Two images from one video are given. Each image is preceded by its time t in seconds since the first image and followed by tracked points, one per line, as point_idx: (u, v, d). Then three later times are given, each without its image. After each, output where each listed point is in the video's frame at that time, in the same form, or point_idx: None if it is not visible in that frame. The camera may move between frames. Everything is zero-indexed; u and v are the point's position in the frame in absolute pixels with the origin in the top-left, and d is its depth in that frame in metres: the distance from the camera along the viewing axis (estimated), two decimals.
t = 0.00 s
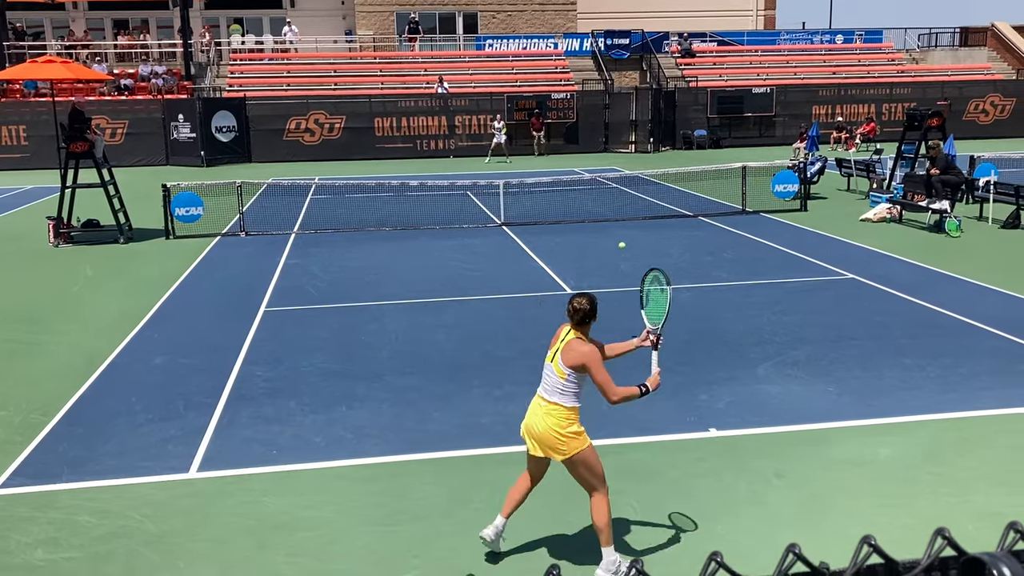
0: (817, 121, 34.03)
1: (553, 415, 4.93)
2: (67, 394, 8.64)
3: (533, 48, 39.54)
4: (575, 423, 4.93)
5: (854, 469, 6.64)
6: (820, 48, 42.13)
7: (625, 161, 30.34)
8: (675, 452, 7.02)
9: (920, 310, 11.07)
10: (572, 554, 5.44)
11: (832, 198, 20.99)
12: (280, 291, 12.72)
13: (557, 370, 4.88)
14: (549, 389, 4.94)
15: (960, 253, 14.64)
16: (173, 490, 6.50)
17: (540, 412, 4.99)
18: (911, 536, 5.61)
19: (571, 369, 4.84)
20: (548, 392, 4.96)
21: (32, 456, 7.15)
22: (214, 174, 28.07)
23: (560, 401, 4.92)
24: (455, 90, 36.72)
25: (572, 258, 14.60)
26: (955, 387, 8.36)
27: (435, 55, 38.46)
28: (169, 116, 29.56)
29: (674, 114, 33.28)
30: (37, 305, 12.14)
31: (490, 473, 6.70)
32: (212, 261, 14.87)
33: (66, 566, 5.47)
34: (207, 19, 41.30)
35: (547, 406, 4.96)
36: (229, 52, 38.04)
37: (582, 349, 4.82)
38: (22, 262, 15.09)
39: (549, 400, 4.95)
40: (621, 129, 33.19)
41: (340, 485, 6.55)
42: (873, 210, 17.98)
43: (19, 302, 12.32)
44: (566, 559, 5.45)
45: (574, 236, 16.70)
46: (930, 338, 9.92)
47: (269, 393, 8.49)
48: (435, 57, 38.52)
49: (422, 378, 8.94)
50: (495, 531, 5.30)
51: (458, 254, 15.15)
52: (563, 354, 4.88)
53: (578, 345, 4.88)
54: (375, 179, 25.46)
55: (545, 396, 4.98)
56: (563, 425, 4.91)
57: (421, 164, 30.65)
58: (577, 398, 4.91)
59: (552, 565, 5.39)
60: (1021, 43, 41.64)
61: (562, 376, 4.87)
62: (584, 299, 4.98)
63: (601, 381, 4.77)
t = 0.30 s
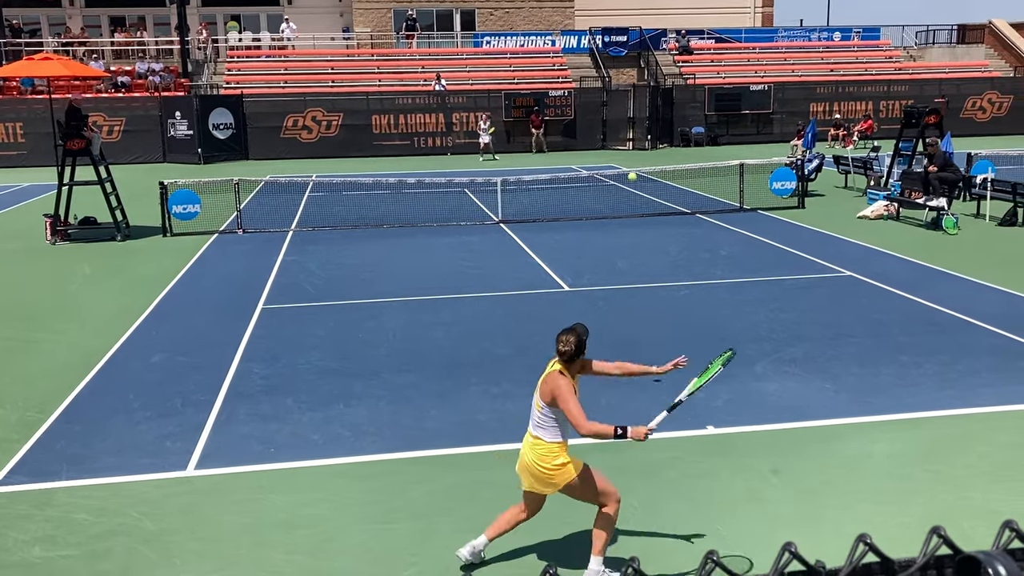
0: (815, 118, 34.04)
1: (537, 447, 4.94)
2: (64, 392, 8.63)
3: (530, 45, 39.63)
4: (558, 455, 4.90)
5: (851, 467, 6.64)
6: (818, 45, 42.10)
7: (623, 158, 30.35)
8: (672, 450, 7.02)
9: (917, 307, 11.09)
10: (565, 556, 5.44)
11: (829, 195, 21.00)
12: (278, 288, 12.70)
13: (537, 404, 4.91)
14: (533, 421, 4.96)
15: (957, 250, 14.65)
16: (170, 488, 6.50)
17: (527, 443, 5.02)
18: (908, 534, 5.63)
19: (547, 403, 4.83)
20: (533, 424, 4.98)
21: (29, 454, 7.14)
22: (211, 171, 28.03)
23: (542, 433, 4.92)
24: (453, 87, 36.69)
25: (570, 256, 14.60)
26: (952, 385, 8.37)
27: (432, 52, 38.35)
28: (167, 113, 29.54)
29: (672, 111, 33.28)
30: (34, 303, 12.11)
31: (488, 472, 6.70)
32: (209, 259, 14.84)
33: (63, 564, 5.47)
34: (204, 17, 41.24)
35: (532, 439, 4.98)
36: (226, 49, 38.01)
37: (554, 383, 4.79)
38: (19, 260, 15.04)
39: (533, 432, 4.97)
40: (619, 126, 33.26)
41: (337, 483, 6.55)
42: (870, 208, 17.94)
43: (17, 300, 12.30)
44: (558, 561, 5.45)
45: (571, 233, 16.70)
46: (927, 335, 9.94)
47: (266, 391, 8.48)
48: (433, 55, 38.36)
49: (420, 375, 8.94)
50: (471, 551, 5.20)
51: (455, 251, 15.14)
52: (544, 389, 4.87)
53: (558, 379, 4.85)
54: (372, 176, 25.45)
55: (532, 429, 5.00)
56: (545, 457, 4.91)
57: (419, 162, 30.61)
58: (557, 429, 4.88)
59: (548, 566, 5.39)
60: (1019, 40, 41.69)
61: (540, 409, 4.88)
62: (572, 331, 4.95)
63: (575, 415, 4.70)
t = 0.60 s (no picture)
0: (814, 116, 34.04)
1: (558, 413, 4.99)
2: (63, 391, 8.63)
3: (530, 43, 39.74)
4: (578, 417, 5.02)
5: (850, 465, 6.65)
6: (817, 44, 42.05)
7: (622, 156, 30.33)
8: (671, 447, 7.04)
9: (916, 305, 11.11)
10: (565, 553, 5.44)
11: (828, 194, 21.02)
12: (277, 286, 12.71)
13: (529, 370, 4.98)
14: (547, 391, 4.96)
15: (955, 248, 14.66)
16: (170, 486, 6.51)
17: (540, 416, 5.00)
18: (905, 531, 5.65)
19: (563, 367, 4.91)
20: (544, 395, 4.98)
21: (29, 452, 7.15)
22: (210, 169, 28.01)
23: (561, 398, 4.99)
24: (452, 85, 36.67)
25: (569, 254, 14.61)
26: (950, 382, 8.39)
27: (431, 50, 38.28)
28: (166, 111, 29.50)
29: (671, 109, 33.27)
30: (33, 301, 12.11)
31: (486, 469, 6.72)
32: (208, 257, 14.84)
33: (63, 562, 5.48)
34: (203, 14, 41.17)
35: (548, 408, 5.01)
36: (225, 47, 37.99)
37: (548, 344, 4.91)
38: (18, 257, 15.05)
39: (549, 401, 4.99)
40: (618, 124, 33.28)
41: (336, 481, 6.56)
42: (869, 206, 17.97)
43: (16, 298, 12.30)
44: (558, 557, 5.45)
45: (570, 231, 16.71)
46: (926, 333, 9.95)
47: (265, 389, 8.49)
48: (432, 52, 38.32)
49: (419, 373, 8.95)
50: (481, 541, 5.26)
51: (455, 249, 15.15)
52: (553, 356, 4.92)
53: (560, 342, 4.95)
54: (371, 175, 25.47)
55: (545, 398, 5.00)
56: (568, 422, 4.98)
57: (418, 160, 30.59)
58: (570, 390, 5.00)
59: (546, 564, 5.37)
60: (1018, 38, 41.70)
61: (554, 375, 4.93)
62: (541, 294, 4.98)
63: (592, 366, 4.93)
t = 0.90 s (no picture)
0: (814, 115, 34.03)
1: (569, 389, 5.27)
2: (64, 389, 8.63)
3: (530, 42, 39.80)
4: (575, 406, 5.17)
5: (850, 464, 6.65)
6: (818, 42, 42.04)
7: (623, 154, 30.32)
8: (672, 447, 7.03)
9: (916, 304, 11.10)
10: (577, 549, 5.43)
11: (829, 192, 21.02)
12: (278, 285, 12.72)
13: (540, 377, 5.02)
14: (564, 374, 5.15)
15: (956, 247, 14.67)
16: (171, 485, 6.52)
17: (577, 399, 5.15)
18: (906, 530, 5.65)
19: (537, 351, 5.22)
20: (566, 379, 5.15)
21: (30, 451, 7.16)
22: (211, 168, 28.02)
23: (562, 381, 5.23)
24: (453, 84, 36.65)
25: (570, 253, 14.63)
26: (951, 381, 8.39)
27: (432, 49, 38.26)
28: (166, 109, 29.47)
29: (672, 108, 33.25)
30: (33, 301, 12.12)
31: (487, 469, 6.71)
32: (209, 256, 14.86)
33: (64, 561, 5.48)
34: (203, 13, 41.15)
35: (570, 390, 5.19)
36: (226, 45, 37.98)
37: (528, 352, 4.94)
38: (20, 256, 15.08)
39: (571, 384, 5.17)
40: (619, 123, 33.20)
41: (337, 480, 6.56)
42: (870, 204, 17.98)
43: (17, 297, 12.31)
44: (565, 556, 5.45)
45: (570, 230, 16.71)
46: (927, 332, 9.95)
47: (266, 388, 8.50)
48: (433, 51, 38.36)
49: (420, 372, 8.95)
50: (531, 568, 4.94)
51: (456, 248, 15.16)
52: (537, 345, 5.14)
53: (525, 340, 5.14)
54: (372, 173, 25.49)
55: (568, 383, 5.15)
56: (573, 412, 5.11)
57: (419, 159, 30.59)
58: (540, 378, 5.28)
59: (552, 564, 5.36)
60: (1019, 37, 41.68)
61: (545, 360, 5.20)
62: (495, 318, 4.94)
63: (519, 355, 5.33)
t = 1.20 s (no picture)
0: (816, 115, 34.00)
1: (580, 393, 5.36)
2: (66, 389, 8.64)
3: (532, 42, 39.88)
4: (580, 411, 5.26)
5: (852, 464, 6.65)
6: (820, 42, 42.00)
7: (625, 154, 30.32)
8: (673, 447, 7.03)
9: (918, 304, 11.10)
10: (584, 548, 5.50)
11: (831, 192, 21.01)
12: (280, 285, 12.74)
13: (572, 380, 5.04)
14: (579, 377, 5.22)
15: (958, 247, 14.66)
16: (173, 485, 6.53)
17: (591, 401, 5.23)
18: (909, 532, 5.64)
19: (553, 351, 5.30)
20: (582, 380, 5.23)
21: (32, 450, 7.18)
22: (213, 168, 28.03)
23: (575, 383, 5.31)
24: (454, 84, 36.64)
25: (572, 253, 14.63)
26: (953, 381, 8.39)
27: (434, 49, 38.29)
28: (168, 110, 29.47)
29: (674, 108, 33.27)
30: (36, 300, 12.14)
31: (489, 469, 6.71)
32: (211, 255, 14.88)
33: (67, 561, 5.50)
34: (206, 13, 41.21)
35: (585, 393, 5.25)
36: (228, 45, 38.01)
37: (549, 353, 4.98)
38: (22, 256, 15.10)
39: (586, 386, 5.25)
40: (620, 122, 33.11)
41: (339, 480, 6.57)
42: (872, 204, 17.97)
43: (21, 297, 12.33)
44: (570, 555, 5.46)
45: (572, 230, 16.70)
46: (930, 332, 9.94)
47: (268, 388, 8.51)
48: (435, 51, 38.41)
49: (422, 372, 8.96)
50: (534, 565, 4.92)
51: (458, 248, 15.17)
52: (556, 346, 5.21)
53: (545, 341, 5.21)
54: (374, 173, 25.53)
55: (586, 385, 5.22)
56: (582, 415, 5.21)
57: (421, 159, 30.59)
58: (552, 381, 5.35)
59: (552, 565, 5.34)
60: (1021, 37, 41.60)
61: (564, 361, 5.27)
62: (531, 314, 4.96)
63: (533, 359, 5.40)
